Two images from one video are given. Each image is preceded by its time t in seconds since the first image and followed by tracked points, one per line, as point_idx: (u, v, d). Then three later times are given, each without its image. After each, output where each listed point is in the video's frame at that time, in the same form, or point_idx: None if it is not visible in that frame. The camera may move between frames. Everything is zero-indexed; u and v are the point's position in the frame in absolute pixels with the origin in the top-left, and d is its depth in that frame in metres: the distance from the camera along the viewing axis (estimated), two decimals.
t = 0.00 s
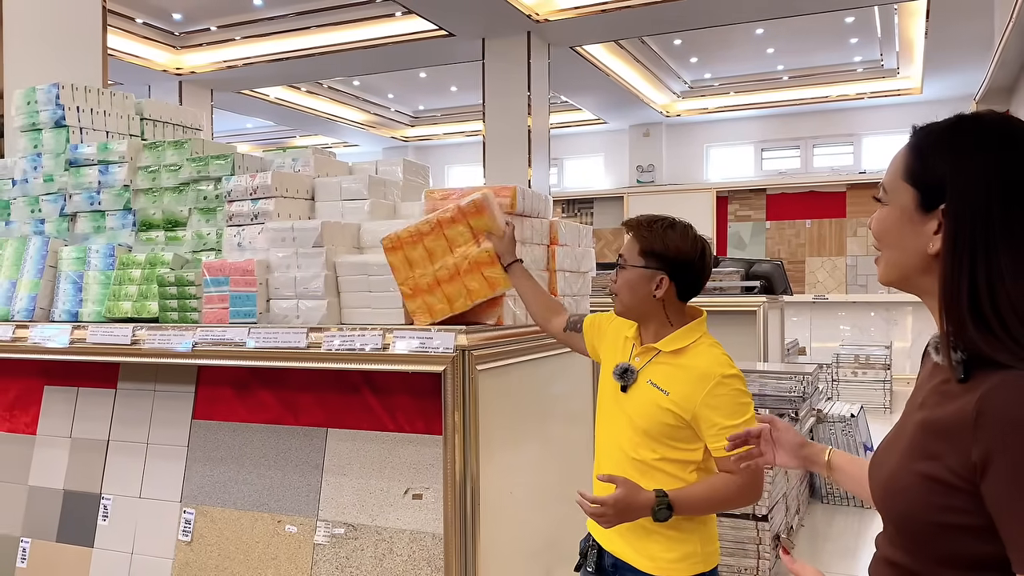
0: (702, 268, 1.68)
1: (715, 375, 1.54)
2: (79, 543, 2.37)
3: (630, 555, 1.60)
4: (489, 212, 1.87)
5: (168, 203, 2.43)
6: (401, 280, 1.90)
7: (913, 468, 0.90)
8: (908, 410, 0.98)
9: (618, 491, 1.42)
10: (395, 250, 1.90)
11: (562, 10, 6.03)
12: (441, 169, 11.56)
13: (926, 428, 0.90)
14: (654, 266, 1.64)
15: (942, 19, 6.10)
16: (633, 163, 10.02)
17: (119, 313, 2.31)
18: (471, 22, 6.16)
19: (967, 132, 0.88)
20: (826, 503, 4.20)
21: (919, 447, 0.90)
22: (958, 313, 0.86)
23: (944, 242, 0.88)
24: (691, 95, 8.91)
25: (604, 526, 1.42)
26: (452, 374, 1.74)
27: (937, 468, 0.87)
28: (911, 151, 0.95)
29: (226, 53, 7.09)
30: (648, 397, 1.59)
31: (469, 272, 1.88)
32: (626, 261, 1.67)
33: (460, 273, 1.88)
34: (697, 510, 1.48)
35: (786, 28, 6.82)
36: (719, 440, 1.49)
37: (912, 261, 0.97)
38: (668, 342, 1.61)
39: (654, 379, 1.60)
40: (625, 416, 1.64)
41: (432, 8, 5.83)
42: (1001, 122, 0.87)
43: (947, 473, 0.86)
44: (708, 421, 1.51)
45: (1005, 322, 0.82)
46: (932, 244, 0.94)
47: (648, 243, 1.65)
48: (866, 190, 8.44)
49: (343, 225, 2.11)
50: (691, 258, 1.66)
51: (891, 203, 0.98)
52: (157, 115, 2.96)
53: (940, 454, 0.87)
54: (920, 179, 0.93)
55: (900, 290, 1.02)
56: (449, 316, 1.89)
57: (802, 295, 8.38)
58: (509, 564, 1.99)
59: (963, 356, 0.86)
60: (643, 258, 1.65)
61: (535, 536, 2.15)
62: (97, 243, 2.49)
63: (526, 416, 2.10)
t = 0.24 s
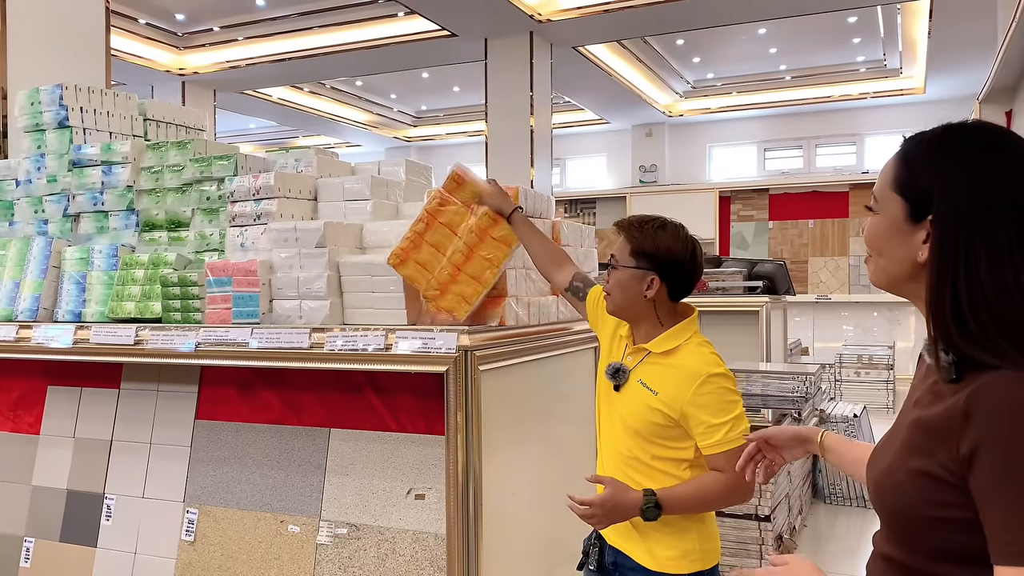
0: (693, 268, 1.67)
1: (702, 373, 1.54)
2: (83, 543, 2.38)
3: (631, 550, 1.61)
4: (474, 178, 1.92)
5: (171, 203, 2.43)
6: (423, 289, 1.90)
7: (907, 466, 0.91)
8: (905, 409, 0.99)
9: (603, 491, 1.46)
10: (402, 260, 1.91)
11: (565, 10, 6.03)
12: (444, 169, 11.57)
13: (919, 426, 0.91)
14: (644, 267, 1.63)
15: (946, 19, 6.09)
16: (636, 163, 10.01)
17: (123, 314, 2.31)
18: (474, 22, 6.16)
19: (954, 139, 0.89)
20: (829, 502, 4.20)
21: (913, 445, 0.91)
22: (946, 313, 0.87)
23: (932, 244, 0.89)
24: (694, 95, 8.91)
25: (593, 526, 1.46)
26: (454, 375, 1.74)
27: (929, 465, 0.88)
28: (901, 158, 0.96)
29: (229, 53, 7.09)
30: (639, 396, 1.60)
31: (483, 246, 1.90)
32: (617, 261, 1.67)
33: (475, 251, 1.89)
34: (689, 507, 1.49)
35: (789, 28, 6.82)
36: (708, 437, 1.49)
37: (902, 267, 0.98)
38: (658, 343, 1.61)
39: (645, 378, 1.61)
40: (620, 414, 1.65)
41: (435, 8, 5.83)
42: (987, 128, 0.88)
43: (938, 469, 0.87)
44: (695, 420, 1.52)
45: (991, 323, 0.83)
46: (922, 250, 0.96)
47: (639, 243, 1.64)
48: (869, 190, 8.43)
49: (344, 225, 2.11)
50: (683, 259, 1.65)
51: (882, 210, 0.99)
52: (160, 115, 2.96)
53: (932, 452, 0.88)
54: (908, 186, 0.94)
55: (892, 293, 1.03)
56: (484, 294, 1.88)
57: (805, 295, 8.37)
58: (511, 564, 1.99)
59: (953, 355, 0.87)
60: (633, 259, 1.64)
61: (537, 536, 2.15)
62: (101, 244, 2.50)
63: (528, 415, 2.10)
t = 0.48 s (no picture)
0: (680, 268, 1.69)
1: (684, 363, 1.56)
2: (85, 543, 2.38)
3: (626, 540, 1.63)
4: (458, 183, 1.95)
5: (173, 204, 2.43)
6: (439, 301, 1.87)
7: (887, 451, 0.98)
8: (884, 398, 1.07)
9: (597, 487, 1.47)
10: (413, 282, 1.89)
11: (567, 10, 6.03)
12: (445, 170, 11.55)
13: (896, 414, 0.98)
14: (632, 266, 1.63)
15: (948, 19, 6.08)
16: (638, 163, 9.99)
17: (125, 314, 2.32)
18: (476, 22, 6.16)
19: (925, 149, 0.97)
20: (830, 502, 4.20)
21: (892, 431, 0.98)
22: (918, 308, 0.94)
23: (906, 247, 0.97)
24: (695, 95, 8.90)
25: (589, 524, 1.47)
26: (456, 374, 1.74)
27: (906, 450, 0.95)
28: (876, 168, 1.03)
29: (232, 54, 7.11)
30: (623, 389, 1.60)
31: (482, 237, 1.92)
32: (604, 260, 1.66)
33: (477, 244, 1.92)
34: (678, 496, 1.50)
35: (791, 28, 6.81)
36: (695, 425, 1.51)
37: (877, 267, 1.05)
38: (641, 337, 1.62)
39: (629, 371, 1.61)
40: (604, 409, 1.65)
41: (437, 9, 5.84)
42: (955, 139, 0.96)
43: (914, 453, 0.94)
44: (680, 410, 1.53)
45: (959, 318, 0.91)
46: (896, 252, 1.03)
47: (628, 243, 1.64)
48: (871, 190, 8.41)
49: (347, 225, 2.12)
50: (670, 258, 1.66)
51: (860, 214, 1.06)
52: (162, 116, 2.97)
53: (909, 438, 0.95)
54: (884, 192, 1.01)
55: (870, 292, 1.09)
56: (498, 281, 1.91)
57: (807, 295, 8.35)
58: (514, 563, 2.00)
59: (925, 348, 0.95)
60: (621, 258, 1.64)
61: (540, 534, 2.16)
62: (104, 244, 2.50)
63: (531, 415, 2.11)
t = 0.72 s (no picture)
0: (674, 269, 1.70)
1: (676, 363, 1.57)
2: (88, 542, 2.39)
3: (621, 537, 1.62)
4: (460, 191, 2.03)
5: (175, 204, 2.44)
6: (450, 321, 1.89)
7: (856, 445, 0.99)
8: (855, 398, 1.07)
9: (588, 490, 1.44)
10: (419, 313, 1.92)
11: (568, 10, 6.03)
12: (448, 170, 11.56)
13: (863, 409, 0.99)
14: (630, 267, 1.64)
15: (949, 19, 6.07)
16: (640, 163, 9.99)
17: (128, 314, 2.32)
18: (478, 22, 6.16)
19: (884, 157, 0.98)
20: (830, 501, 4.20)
21: (860, 427, 0.99)
22: (886, 310, 0.96)
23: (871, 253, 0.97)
24: (697, 96, 8.90)
25: (585, 524, 1.44)
26: (457, 374, 1.74)
27: (873, 443, 0.96)
28: (839, 175, 1.03)
29: (233, 54, 7.11)
30: (615, 389, 1.61)
31: (475, 248, 1.91)
32: (600, 260, 1.66)
33: (472, 256, 1.91)
34: (671, 494, 1.50)
35: (793, 28, 6.81)
36: (686, 423, 1.52)
37: (843, 275, 1.04)
38: (631, 337, 1.62)
39: (620, 371, 1.61)
40: (595, 409, 1.65)
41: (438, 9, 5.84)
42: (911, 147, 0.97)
43: (882, 446, 0.95)
44: (671, 408, 1.54)
45: (923, 317, 0.93)
46: (862, 257, 1.01)
47: (625, 243, 1.65)
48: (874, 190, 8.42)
49: (349, 225, 2.11)
50: (667, 259, 1.68)
51: (825, 224, 1.05)
52: (164, 116, 2.97)
53: (876, 431, 0.96)
54: (844, 201, 1.01)
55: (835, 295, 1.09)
56: (499, 285, 1.88)
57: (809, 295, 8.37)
58: (516, 562, 2.00)
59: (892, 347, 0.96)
60: (619, 258, 1.65)
61: (541, 535, 2.16)
62: (105, 244, 2.51)
63: (532, 414, 2.11)
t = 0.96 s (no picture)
0: (682, 271, 1.74)
1: (679, 360, 1.57)
2: (89, 541, 2.39)
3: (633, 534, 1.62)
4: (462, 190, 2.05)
5: (176, 204, 2.44)
6: (451, 321, 1.89)
7: (846, 445, 1.07)
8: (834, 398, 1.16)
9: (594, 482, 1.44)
10: (419, 314, 1.92)
11: (570, 10, 6.03)
12: (448, 170, 11.55)
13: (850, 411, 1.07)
14: (647, 265, 1.66)
15: (951, 18, 6.06)
16: (641, 163, 9.98)
17: (129, 313, 2.32)
18: (478, 22, 6.16)
19: (851, 176, 1.06)
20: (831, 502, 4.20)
21: (848, 428, 1.07)
22: (865, 318, 1.04)
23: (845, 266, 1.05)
24: (698, 95, 8.89)
25: (587, 517, 1.45)
26: (457, 374, 1.74)
27: (862, 443, 1.04)
28: (809, 195, 1.12)
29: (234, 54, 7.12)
30: (619, 390, 1.60)
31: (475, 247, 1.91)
32: (620, 256, 1.66)
33: (472, 255, 1.91)
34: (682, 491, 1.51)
35: (794, 28, 6.80)
36: (690, 421, 1.53)
37: (821, 287, 1.12)
38: (633, 337, 1.62)
39: (624, 372, 1.61)
40: (600, 410, 1.65)
41: (439, 9, 5.84)
42: (875, 165, 1.05)
43: (869, 446, 1.03)
44: (676, 406, 1.54)
45: (901, 323, 1.01)
46: (836, 269, 1.09)
47: (645, 241, 1.67)
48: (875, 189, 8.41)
49: (349, 225, 2.12)
50: (681, 261, 1.72)
51: (800, 240, 1.13)
52: (165, 116, 2.97)
53: (863, 431, 1.04)
54: (817, 217, 1.09)
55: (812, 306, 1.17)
56: (500, 284, 1.88)
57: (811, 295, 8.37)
58: (517, 561, 2.00)
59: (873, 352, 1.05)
60: (638, 256, 1.66)
61: (542, 534, 2.16)
62: (106, 244, 2.51)
63: (531, 414, 2.11)
